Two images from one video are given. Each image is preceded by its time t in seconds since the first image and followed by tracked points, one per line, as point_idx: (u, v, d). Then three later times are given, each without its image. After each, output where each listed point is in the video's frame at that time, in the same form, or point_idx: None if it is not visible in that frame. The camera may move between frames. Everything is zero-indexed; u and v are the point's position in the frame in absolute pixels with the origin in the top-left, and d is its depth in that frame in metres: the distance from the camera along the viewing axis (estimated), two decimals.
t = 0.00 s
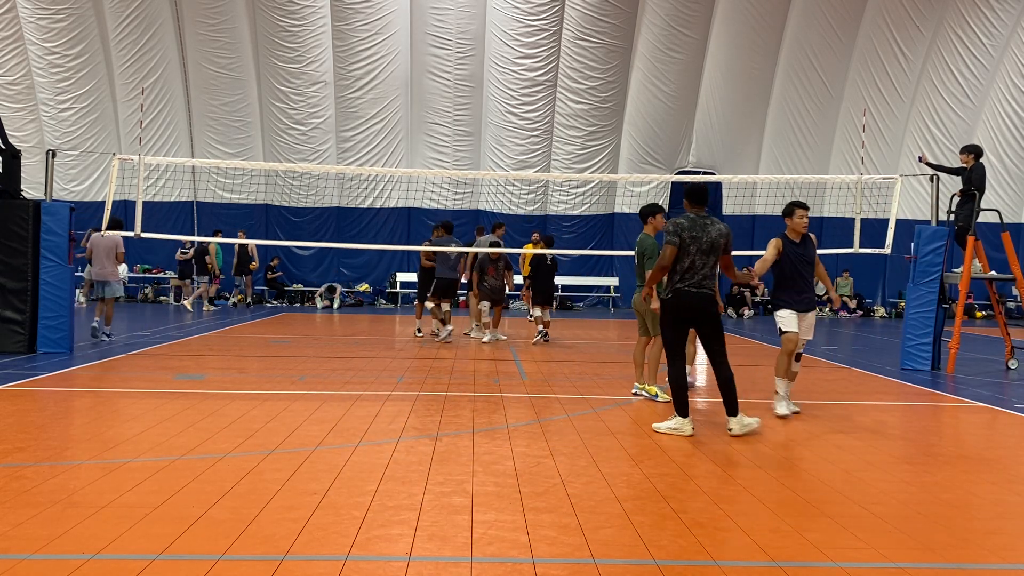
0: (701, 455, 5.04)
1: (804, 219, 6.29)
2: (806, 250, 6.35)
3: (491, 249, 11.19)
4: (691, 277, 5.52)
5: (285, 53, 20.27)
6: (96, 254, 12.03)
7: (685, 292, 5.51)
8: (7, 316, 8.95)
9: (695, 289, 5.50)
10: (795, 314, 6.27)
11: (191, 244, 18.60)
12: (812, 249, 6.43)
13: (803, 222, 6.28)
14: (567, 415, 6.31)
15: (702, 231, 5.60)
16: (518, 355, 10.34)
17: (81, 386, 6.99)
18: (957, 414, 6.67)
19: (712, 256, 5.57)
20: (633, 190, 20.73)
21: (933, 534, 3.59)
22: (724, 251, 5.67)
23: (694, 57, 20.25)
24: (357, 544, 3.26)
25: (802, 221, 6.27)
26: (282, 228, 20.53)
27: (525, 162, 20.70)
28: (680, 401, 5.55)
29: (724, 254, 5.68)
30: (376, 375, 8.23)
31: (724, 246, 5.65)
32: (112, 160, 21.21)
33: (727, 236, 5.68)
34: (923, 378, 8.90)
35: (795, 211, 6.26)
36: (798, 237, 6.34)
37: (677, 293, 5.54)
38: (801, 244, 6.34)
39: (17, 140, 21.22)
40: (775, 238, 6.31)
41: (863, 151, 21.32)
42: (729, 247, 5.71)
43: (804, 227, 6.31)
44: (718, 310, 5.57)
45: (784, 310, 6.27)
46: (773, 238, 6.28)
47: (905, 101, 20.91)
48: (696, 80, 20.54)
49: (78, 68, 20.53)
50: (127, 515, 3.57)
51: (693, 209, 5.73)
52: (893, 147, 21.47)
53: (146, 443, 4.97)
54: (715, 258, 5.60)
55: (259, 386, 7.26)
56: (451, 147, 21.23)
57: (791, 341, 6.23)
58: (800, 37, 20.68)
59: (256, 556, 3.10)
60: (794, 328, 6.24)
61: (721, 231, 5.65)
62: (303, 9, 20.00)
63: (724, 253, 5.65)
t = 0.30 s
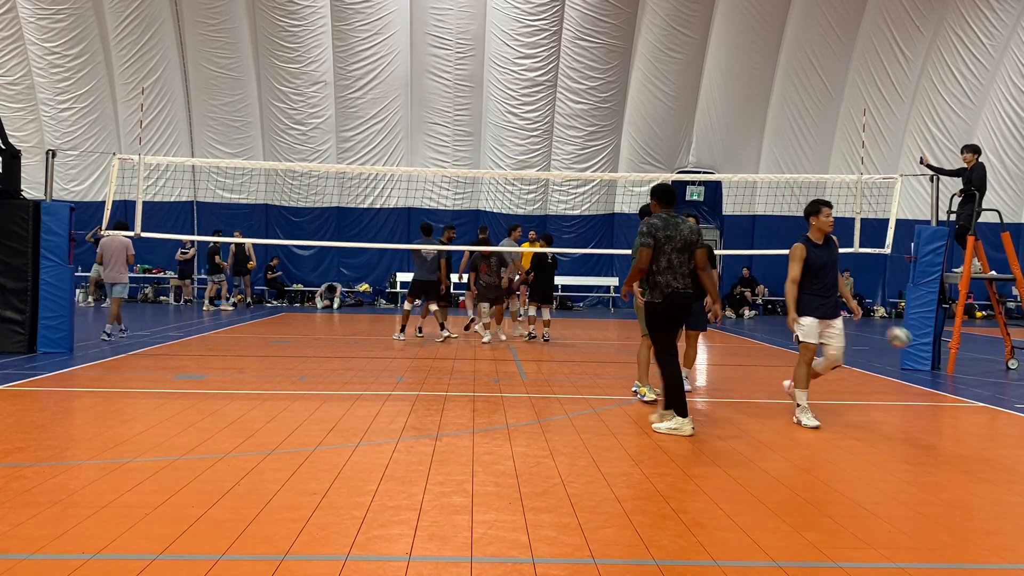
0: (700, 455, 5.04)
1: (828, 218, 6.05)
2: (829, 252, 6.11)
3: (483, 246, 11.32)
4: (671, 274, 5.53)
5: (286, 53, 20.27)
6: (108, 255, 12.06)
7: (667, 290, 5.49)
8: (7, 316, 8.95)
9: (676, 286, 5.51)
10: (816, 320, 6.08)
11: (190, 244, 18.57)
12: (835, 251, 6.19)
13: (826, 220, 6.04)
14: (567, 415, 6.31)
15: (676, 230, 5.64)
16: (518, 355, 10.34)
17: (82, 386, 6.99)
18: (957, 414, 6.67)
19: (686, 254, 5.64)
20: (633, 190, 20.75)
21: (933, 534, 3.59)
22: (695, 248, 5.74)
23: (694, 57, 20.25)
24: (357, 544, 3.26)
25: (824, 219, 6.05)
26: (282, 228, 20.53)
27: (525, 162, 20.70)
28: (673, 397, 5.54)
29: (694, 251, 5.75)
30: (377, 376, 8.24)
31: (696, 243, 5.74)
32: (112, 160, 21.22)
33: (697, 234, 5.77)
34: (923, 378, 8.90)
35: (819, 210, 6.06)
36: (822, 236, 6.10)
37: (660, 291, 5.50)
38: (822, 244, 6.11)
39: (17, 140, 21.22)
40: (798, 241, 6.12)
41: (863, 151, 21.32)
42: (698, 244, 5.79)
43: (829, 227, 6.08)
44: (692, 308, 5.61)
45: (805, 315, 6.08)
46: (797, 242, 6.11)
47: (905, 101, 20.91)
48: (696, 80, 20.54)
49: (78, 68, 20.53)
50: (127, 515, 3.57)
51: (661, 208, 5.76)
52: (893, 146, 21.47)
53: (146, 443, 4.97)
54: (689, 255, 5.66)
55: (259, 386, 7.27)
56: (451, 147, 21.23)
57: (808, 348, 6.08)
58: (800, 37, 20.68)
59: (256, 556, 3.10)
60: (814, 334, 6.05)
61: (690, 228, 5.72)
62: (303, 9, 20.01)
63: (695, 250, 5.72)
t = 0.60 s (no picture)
0: (701, 455, 5.03)
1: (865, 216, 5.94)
2: (864, 251, 6.01)
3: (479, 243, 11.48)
4: (646, 274, 5.55)
5: (285, 53, 20.27)
6: (117, 254, 11.99)
7: (643, 290, 5.52)
8: (7, 316, 8.95)
9: (651, 287, 5.55)
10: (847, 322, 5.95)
11: (189, 244, 18.55)
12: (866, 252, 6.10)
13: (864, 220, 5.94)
14: (567, 415, 6.31)
15: (647, 233, 5.63)
16: (517, 355, 10.34)
17: (81, 386, 6.99)
18: (957, 414, 6.67)
19: (655, 257, 5.65)
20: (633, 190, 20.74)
21: (934, 534, 3.59)
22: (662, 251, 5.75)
23: (693, 57, 20.25)
24: (357, 544, 3.26)
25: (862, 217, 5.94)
26: (282, 228, 20.53)
27: (525, 162, 20.70)
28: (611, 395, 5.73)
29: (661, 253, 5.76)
30: (377, 375, 8.24)
31: (664, 245, 5.76)
32: (112, 159, 21.23)
33: (665, 236, 5.80)
34: (923, 378, 8.90)
35: (859, 207, 5.96)
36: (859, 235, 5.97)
37: (637, 292, 5.51)
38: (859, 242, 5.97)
39: (17, 140, 21.21)
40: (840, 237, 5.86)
41: (863, 151, 21.32)
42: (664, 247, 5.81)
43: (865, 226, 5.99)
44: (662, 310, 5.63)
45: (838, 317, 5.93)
46: (840, 237, 5.84)
47: (905, 101, 20.91)
48: (696, 80, 20.53)
49: (78, 68, 20.53)
50: (127, 515, 3.57)
51: (630, 211, 5.73)
52: (893, 146, 21.47)
53: (146, 443, 4.97)
54: (659, 258, 5.68)
55: (259, 386, 7.27)
56: (451, 147, 21.23)
57: (828, 348, 6.04)
58: (800, 37, 20.67)
59: (256, 556, 3.10)
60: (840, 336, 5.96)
61: (657, 231, 5.73)
62: (303, 9, 20.00)
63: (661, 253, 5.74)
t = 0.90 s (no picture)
0: (700, 455, 5.03)
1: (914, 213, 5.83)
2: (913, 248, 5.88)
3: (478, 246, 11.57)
4: (609, 272, 5.69)
5: (285, 53, 20.27)
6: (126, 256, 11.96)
7: (604, 286, 5.64)
8: (7, 316, 8.95)
9: (612, 285, 5.70)
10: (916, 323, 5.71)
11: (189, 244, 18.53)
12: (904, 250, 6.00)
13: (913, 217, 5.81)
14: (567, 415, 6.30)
15: (613, 232, 5.76)
16: (518, 355, 10.33)
17: (81, 386, 6.99)
18: (957, 414, 6.67)
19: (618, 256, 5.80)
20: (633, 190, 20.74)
21: (934, 534, 3.59)
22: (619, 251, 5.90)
23: (693, 57, 20.25)
24: (357, 544, 3.26)
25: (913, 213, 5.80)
26: (282, 228, 20.53)
27: (525, 162, 20.71)
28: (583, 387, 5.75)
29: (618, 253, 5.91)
30: (377, 376, 8.24)
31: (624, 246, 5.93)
32: (112, 159, 21.24)
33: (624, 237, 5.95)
34: (923, 378, 8.90)
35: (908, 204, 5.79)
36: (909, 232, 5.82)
37: (597, 287, 5.64)
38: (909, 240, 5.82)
39: (17, 140, 21.18)
40: (890, 234, 5.73)
41: (863, 151, 21.32)
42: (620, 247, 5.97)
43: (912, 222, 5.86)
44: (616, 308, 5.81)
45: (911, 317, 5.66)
46: (892, 234, 5.70)
47: (905, 101, 20.91)
48: (696, 80, 20.53)
49: (78, 68, 20.52)
50: (127, 515, 3.57)
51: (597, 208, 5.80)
52: (893, 146, 21.47)
53: (146, 443, 4.97)
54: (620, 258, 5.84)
55: (259, 386, 7.27)
56: (451, 147, 21.24)
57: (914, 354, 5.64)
58: (800, 37, 20.68)
59: (256, 556, 3.10)
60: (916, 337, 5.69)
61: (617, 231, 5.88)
62: (303, 9, 20.00)
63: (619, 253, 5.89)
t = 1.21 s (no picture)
0: (700, 455, 5.03)
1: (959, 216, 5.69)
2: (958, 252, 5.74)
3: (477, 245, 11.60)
4: (580, 272, 5.70)
5: (285, 53, 20.26)
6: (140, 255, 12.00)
7: (572, 288, 5.66)
8: (7, 316, 8.95)
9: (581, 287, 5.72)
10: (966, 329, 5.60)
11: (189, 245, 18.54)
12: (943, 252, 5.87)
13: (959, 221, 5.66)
14: (566, 415, 6.31)
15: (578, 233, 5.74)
16: (517, 355, 10.35)
17: (81, 386, 6.99)
18: (957, 414, 6.67)
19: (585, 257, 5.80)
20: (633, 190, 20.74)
21: (934, 534, 3.60)
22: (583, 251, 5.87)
23: (694, 57, 20.24)
24: (357, 544, 3.26)
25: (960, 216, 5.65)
26: (282, 228, 20.53)
27: (525, 162, 20.70)
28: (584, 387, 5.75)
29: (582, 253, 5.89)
30: (377, 375, 8.25)
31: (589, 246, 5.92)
32: (112, 159, 21.24)
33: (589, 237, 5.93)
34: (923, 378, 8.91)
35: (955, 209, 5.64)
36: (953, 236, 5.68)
37: (565, 288, 5.65)
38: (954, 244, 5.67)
39: (17, 140, 21.14)
40: (940, 240, 5.54)
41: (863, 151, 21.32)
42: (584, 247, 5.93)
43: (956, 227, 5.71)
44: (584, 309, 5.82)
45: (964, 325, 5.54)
46: (942, 239, 5.53)
47: (905, 100, 20.90)
48: (696, 80, 20.52)
49: (78, 68, 20.50)
50: (127, 515, 3.57)
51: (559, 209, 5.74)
52: (893, 146, 21.46)
53: (146, 443, 4.97)
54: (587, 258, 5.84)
55: (259, 386, 7.27)
56: (451, 147, 21.24)
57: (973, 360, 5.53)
58: (800, 37, 20.67)
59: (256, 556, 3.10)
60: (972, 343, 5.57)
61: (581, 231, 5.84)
62: (303, 9, 19.98)
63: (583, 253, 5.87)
